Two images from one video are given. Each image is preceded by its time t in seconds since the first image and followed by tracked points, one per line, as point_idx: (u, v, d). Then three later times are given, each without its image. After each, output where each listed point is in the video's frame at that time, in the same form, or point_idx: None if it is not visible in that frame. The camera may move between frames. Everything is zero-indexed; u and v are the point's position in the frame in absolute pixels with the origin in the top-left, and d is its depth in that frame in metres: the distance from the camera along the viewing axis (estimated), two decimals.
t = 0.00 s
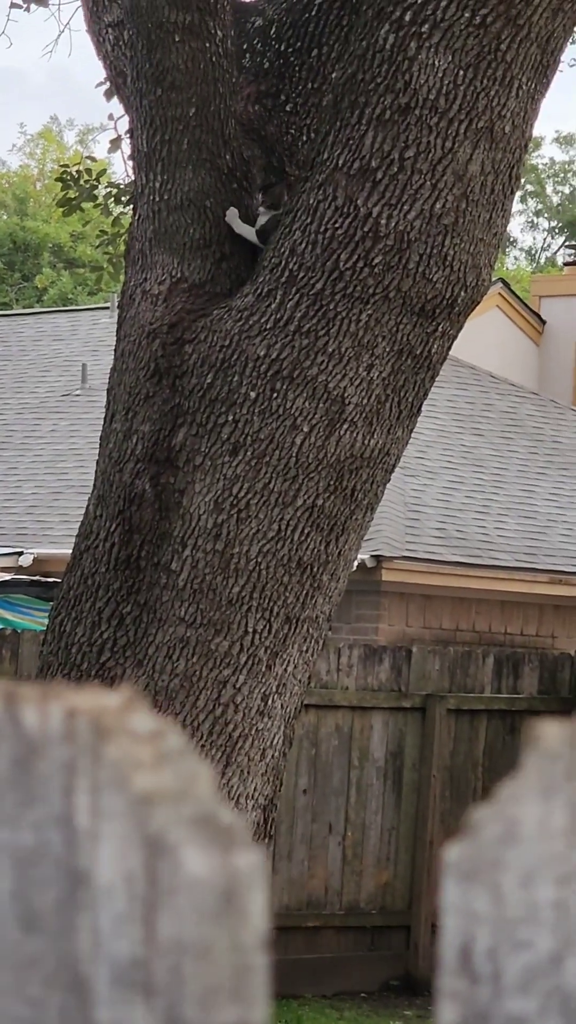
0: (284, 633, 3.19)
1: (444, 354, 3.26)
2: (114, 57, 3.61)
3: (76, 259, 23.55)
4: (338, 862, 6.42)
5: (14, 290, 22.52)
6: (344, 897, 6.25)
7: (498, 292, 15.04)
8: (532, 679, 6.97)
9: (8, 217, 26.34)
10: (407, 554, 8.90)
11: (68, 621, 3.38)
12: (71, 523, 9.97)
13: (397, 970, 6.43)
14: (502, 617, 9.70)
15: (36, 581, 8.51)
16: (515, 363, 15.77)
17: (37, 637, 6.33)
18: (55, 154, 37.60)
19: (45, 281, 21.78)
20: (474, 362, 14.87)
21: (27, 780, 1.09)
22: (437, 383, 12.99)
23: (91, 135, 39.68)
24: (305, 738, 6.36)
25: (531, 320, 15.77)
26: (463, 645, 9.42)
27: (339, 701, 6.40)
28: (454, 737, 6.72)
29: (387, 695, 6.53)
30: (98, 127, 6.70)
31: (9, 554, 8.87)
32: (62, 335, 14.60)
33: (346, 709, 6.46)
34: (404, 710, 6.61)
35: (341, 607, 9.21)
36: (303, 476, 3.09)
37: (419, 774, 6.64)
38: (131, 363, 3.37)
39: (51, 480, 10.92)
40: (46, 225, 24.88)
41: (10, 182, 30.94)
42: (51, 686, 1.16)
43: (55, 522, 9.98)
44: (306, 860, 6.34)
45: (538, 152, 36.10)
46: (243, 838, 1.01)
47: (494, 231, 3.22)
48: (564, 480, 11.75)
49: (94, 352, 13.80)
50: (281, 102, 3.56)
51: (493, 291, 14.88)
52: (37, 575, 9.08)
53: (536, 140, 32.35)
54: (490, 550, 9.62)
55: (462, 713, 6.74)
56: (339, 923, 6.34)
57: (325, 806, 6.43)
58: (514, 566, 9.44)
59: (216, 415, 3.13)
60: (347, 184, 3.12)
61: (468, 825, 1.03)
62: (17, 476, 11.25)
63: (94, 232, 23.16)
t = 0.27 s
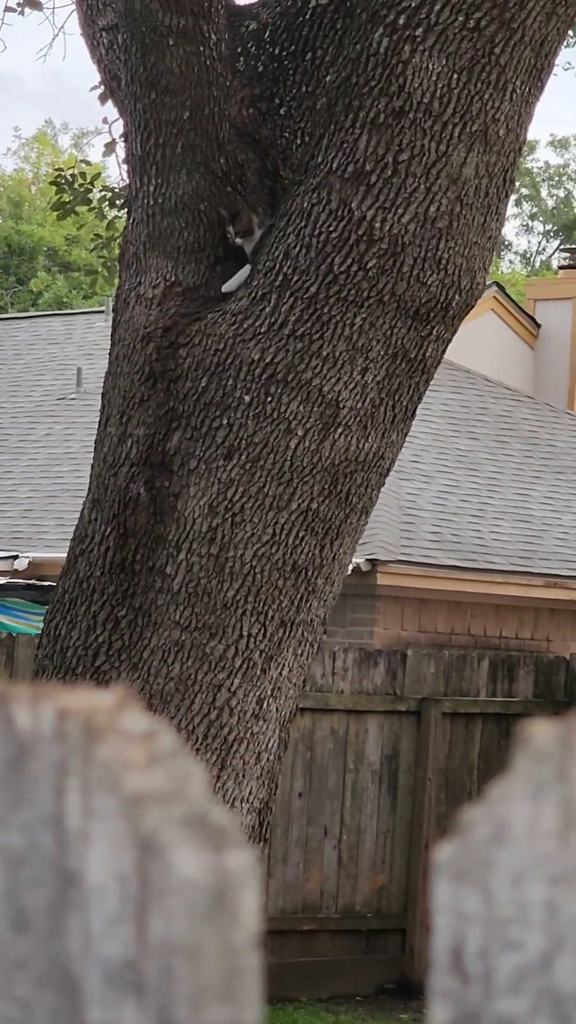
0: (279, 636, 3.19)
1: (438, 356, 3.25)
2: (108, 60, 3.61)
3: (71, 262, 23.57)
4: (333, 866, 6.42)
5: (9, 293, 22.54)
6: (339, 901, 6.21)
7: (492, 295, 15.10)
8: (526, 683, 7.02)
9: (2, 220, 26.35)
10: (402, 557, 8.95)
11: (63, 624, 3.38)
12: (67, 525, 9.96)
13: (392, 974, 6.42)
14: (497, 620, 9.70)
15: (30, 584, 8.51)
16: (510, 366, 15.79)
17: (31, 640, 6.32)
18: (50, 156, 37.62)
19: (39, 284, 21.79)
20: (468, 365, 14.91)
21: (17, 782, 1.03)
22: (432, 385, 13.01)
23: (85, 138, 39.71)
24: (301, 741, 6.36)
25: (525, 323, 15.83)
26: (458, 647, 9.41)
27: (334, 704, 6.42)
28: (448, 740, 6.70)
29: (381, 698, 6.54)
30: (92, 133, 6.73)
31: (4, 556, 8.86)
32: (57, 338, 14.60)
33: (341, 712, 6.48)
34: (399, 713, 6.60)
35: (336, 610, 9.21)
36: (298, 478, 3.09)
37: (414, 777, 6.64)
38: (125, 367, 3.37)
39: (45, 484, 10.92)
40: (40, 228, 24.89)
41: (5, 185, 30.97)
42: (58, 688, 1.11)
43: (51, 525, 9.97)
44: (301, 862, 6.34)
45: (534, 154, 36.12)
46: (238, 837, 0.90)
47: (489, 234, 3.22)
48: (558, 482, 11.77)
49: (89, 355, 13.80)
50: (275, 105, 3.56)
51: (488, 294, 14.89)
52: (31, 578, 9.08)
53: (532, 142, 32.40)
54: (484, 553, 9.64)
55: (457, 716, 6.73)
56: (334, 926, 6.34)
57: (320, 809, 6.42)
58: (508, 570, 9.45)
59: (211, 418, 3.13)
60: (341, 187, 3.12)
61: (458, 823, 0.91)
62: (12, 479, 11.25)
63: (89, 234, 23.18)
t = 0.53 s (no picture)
0: (277, 639, 3.19)
1: (436, 359, 3.25)
2: (107, 63, 3.61)
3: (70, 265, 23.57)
4: (331, 868, 6.42)
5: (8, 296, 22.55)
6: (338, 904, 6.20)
7: (490, 297, 15.11)
8: (524, 684, 7.00)
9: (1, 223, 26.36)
10: (400, 561, 8.96)
11: (61, 627, 3.38)
12: (65, 528, 9.97)
13: (390, 976, 6.45)
14: (495, 622, 9.72)
15: (29, 586, 8.51)
16: (506, 368, 15.80)
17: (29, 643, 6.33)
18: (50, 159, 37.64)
19: (38, 287, 21.80)
20: (465, 367, 14.93)
21: (20, 779, 1.14)
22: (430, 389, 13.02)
23: (83, 141, 39.71)
24: (298, 743, 6.36)
25: (524, 326, 15.85)
26: (456, 650, 9.40)
27: (332, 707, 6.42)
28: (447, 742, 6.71)
29: (380, 701, 6.53)
30: (92, 136, 6.72)
31: (3, 559, 8.87)
32: (55, 342, 14.61)
33: (339, 715, 6.46)
34: (398, 715, 6.60)
35: (334, 612, 9.15)
36: (296, 481, 3.09)
37: (413, 779, 6.64)
38: (124, 369, 3.37)
39: (44, 487, 10.92)
40: (40, 231, 24.90)
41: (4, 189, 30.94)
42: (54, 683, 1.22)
43: (49, 528, 9.98)
44: (299, 864, 6.34)
45: (533, 156, 36.12)
46: (238, 830, 1.06)
47: (487, 236, 3.21)
48: (556, 485, 11.78)
49: (87, 358, 13.81)
50: (273, 107, 3.56)
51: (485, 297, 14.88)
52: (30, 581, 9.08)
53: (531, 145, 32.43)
54: (483, 556, 9.65)
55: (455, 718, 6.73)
56: (332, 928, 6.34)
57: (318, 812, 6.42)
58: (506, 572, 9.46)
59: (209, 421, 3.13)
60: (339, 190, 3.12)
61: (463, 818, 1.03)
62: (11, 482, 11.25)
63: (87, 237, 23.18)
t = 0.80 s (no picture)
0: (277, 643, 3.19)
1: (437, 364, 3.25)
2: (107, 67, 3.61)
3: (69, 270, 23.58)
4: (331, 873, 6.40)
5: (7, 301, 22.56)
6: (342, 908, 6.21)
7: (489, 304, 15.10)
8: (524, 690, 7.04)
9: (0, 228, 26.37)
10: (402, 566, 8.94)
11: (61, 631, 3.37)
12: (64, 532, 9.95)
13: (390, 981, 6.43)
14: (495, 628, 9.74)
15: (28, 591, 8.48)
16: (505, 374, 15.73)
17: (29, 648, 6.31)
18: (48, 164, 37.66)
19: (37, 292, 21.80)
20: (465, 373, 14.92)
21: (29, 779, 0.99)
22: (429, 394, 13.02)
23: (81, 146, 39.70)
24: (298, 749, 6.34)
25: (523, 331, 15.85)
26: (456, 655, 9.43)
27: (332, 712, 6.39)
28: (447, 748, 6.72)
29: (379, 706, 6.52)
30: (93, 138, 6.70)
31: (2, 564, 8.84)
32: (54, 346, 14.58)
33: (339, 720, 6.45)
34: (397, 720, 6.59)
35: (334, 617, 9.18)
36: (296, 486, 3.09)
37: (412, 784, 6.64)
38: (125, 374, 3.37)
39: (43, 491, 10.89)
40: (40, 236, 24.92)
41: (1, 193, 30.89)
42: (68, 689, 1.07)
43: (48, 532, 9.97)
44: (299, 869, 6.32)
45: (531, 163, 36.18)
46: (250, 835, 0.85)
47: (487, 241, 3.22)
48: (555, 491, 11.80)
49: (87, 362, 13.80)
50: (274, 112, 3.58)
51: (486, 302, 14.82)
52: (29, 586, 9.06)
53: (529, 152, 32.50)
54: (482, 561, 9.65)
55: (455, 724, 6.74)
56: (332, 933, 6.32)
57: (318, 817, 6.41)
58: (506, 577, 9.46)
59: (210, 425, 3.13)
60: (340, 194, 3.13)
61: (472, 822, 0.85)
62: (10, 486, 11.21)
63: (87, 243, 23.20)
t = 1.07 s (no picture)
0: (280, 649, 3.19)
1: (440, 371, 3.25)
2: (111, 73, 3.62)
3: (73, 274, 23.64)
4: (334, 880, 6.41)
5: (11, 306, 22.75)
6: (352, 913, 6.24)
7: (493, 309, 15.08)
8: (528, 698, 7.01)
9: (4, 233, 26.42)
10: (405, 571, 8.95)
11: (65, 638, 3.37)
12: (67, 538, 9.97)
13: (393, 988, 6.43)
14: (498, 635, 9.75)
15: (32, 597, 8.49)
16: (507, 380, 15.82)
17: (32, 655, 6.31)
18: (51, 170, 37.72)
19: (41, 297, 21.84)
20: (468, 379, 14.91)
21: (48, 787, 0.99)
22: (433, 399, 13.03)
23: (83, 150, 39.70)
24: (301, 755, 6.36)
25: (526, 337, 15.84)
26: (459, 661, 9.43)
27: (335, 718, 6.41)
28: (450, 754, 6.72)
29: (382, 712, 6.53)
30: (98, 144, 6.71)
31: (6, 570, 8.85)
32: (58, 352, 14.60)
33: (343, 726, 6.47)
34: (401, 727, 6.60)
35: (336, 623, 9.18)
36: (300, 492, 3.09)
37: (415, 791, 6.64)
38: (129, 380, 3.36)
39: (47, 497, 10.90)
40: (44, 242, 24.98)
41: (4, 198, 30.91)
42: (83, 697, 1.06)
43: (51, 538, 9.99)
44: (302, 876, 6.33)
45: (535, 168, 36.26)
46: (270, 843, 0.88)
47: (491, 247, 3.22)
48: (559, 496, 11.81)
49: (90, 368, 13.82)
50: (278, 118, 3.60)
51: (488, 309, 14.86)
52: (32, 592, 9.08)
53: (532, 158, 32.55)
54: (485, 567, 9.66)
55: (458, 729, 6.74)
56: (335, 940, 6.32)
57: (321, 823, 6.41)
58: (510, 583, 9.47)
59: (213, 432, 3.13)
60: (344, 200, 3.13)
61: (489, 831, 0.90)
62: (13, 492, 11.22)
63: (91, 247, 23.22)
